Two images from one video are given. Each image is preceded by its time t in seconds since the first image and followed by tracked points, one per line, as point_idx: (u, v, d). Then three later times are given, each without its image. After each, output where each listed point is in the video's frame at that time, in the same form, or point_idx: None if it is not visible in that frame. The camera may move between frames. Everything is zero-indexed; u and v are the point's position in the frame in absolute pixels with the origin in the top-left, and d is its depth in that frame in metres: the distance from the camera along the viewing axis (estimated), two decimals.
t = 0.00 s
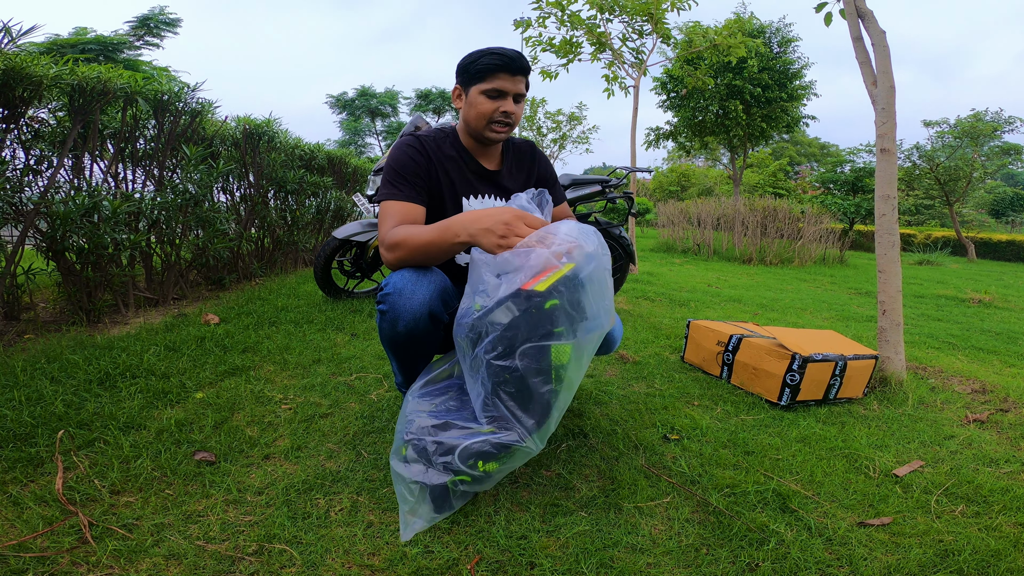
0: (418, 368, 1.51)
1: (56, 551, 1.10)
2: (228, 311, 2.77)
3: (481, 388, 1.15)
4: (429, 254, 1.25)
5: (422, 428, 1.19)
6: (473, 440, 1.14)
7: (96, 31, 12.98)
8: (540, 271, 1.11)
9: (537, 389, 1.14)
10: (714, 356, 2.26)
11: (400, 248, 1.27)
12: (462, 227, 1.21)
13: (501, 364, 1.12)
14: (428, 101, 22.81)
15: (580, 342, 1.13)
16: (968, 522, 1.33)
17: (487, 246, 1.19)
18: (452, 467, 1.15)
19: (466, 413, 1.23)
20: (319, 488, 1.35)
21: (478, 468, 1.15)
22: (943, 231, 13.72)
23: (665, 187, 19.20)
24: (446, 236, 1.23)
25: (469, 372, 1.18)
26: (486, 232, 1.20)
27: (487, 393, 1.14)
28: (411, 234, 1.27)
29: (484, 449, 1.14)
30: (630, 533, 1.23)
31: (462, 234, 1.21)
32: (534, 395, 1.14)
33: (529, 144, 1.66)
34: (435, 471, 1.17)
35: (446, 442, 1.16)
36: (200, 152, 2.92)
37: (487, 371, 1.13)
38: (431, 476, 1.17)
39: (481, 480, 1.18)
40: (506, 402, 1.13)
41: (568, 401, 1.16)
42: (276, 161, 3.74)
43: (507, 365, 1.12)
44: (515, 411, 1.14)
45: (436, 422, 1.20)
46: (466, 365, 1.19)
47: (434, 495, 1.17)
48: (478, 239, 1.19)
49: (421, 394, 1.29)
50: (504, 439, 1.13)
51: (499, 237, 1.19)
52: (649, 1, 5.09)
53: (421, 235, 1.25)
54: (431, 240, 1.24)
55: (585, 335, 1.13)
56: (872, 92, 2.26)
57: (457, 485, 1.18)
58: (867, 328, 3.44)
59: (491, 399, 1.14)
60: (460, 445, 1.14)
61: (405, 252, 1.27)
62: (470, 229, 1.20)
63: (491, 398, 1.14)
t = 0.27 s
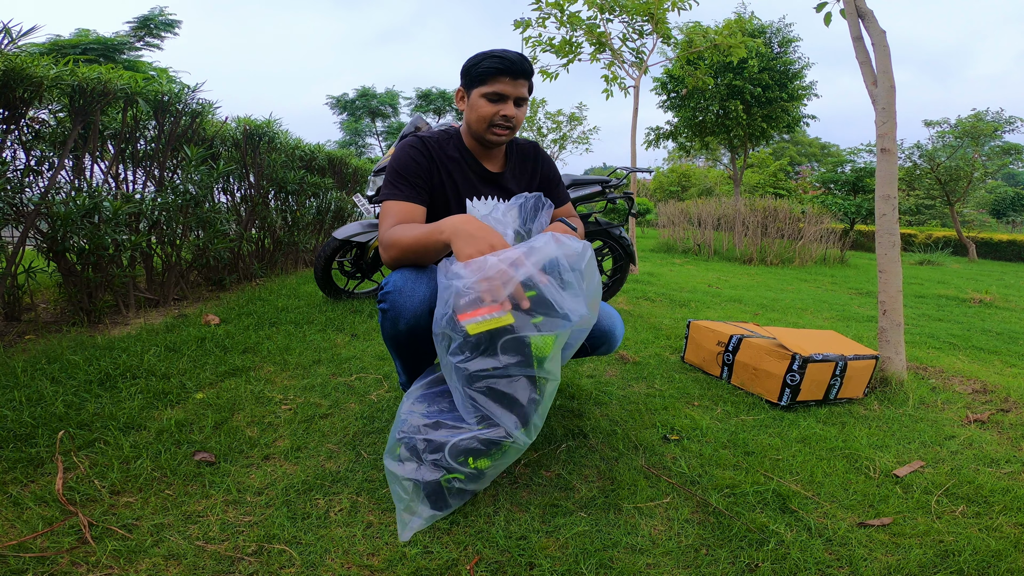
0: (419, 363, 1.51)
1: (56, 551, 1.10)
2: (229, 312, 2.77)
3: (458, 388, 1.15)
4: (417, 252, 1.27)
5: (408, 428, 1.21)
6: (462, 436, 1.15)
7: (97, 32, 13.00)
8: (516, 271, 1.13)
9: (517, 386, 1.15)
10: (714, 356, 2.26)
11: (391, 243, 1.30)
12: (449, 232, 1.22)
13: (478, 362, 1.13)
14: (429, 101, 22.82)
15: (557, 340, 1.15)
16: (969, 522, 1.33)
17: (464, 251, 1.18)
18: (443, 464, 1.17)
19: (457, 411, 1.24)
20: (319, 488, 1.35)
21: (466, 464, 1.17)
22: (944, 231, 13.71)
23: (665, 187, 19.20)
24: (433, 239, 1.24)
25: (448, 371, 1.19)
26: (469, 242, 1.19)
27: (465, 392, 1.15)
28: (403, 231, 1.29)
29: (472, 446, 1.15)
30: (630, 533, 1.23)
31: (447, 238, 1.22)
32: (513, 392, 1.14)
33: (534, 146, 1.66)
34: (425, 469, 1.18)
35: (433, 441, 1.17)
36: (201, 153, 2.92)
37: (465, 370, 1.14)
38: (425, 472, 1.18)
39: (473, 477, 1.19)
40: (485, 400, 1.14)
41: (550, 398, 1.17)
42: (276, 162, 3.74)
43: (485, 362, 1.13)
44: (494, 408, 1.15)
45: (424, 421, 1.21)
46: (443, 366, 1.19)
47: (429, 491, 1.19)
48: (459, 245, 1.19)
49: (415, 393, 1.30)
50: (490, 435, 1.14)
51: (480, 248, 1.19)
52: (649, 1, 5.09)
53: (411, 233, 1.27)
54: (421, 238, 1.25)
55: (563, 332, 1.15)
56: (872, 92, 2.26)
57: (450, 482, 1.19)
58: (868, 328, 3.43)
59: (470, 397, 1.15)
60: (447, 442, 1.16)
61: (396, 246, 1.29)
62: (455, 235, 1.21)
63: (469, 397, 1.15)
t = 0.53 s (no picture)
0: (422, 365, 1.51)
1: (59, 551, 1.10)
2: (230, 313, 2.78)
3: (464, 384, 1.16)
4: (423, 253, 1.27)
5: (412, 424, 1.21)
6: (465, 434, 1.15)
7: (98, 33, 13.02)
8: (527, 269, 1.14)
9: (523, 385, 1.15)
10: (715, 357, 2.26)
11: (395, 244, 1.30)
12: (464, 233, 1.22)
13: (485, 358, 1.13)
14: (429, 102, 22.83)
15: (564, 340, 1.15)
16: (969, 522, 1.33)
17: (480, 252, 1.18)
18: (445, 462, 1.17)
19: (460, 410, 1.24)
20: (320, 489, 1.35)
21: (468, 463, 1.17)
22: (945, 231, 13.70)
23: (666, 188, 19.20)
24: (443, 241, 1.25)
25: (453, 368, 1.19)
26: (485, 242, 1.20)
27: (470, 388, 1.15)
28: (408, 231, 1.29)
29: (475, 444, 1.15)
30: (630, 533, 1.23)
31: (461, 238, 1.23)
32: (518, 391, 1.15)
33: (534, 148, 1.67)
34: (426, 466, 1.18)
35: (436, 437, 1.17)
36: (202, 154, 2.93)
37: (472, 366, 1.14)
38: (426, 471, 1.18)
39: (475, 477, 1.19)
40: (490, 397, 1.15)
41: (553, 398, 1.17)
42: (277, 162, 3.75)
43: (491, 359, 1.13)
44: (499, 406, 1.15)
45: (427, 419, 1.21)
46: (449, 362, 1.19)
47: (430, 490, 1.19)
48: (473, 246, 1.19)
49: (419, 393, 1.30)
50: (494, 434, 1.14)
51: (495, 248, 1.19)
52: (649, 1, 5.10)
53: (418, 234, 1.27)
54: (428, 239, 1.26)
55: (570, 333, 1.16)
56: (872, 92, 2.26)
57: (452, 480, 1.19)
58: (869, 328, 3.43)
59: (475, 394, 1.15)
60: (451, 440, 1.16)
61: (400, 247, 1.29)
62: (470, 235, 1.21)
63: (475, 394, 1.15)
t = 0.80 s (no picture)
0: (424, 366, 1.54)
1: (62, 551, 1.11)
2: (231, 314, 2.79)
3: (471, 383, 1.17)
4: (431, 257, 1.27)
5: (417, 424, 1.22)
6: (468, 434, 1.16)
7: (99, 34, 13.05)
8: (535, 270, 1.16)
9: (528, 385, 1.16)
10: (714, 357, 2.27)
11: (401, 249, 1.29)
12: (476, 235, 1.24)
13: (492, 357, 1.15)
14: (429, 102, 22.84)
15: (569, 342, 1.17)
16: (965, 523, 1.34)
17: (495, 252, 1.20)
18: (447, 462, 1.18)
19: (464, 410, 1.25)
20: (321, 489, 1.36)
21: (470, 463, 1.18)
22: (945, 231, 13.70)
23: (666, 188, 19.21)
24: (452, 245, 1.25)
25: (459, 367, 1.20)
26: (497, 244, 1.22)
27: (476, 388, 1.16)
28: (414, 236, 1.29)
29: (478, 444, 1.16)
30: (628, 533, 1.24)
31: (472, 242, 1.24)
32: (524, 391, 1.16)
33: (526, 146, 1.68)
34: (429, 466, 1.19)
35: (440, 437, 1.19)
36: (203, 155, 2.94)
37: (479, 365, 1.15)
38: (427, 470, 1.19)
39: (476, 477, 1.21)
40: (496, 397, 1.16)
41: (557, 399, 1.18)
42: (278, 163, 3.76)
43: (498, 359, 1.14)
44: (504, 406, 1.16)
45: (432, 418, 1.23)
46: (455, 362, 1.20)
47: (432, 489, 1.20)
48: (486, 247, 1.20)
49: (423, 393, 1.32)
50: (497, 434, 1.15)
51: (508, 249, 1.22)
52: (650, 2, 5.10)
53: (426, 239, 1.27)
54: (437, 243, 1.26)
55: (575, 335, 1.18)
56: (871, 93, 2.27)
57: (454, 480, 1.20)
58: (869, 329, 3.44)
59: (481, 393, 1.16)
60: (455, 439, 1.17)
61: (406, 251, 1.28)
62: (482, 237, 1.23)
63: (481, 393, 1.16)
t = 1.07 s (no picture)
0: (427, 369, 1.54)
1: (66, 550, 1.12)
2: (233, 314, 2.80)
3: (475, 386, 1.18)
4: (434, 262, 1.27)
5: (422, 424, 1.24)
6: (470, 437, 1.18)
7: (100, 34, 13.06)
8: (540, 275, 1.17)
9: (531, 388, 1.17)
10: (713, 358, 2.28)
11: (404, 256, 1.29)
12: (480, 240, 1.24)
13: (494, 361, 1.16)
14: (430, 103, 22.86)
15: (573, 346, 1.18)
16: (962, 522, 1.35)
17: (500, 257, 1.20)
18: (450, 464, 1.20)
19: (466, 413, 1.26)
20: (322, 489, 1.37)
21: (473, 465, 1.19)
22: (946, 231, 13.70)
23: (666, 188, 19.21)
24: (456, 250, 1.25)
25: (463, 370, 1.22)
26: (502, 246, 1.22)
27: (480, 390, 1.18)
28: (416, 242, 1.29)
29: (480, 447, 1.17)
30: (627, 532, 1.25)
31: (478, 247, 1.23)
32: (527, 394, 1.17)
33: (522, 146, 1.68)
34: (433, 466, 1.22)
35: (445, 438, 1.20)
36: (204, 156, 2.95)
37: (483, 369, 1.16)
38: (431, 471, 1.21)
39: (477, 479, 1.22)
40: (500, 400, 1.17)
41: (559, 403, 1.19)
42: (279, 164, 3.77)
43: (501, 363, 1.15)
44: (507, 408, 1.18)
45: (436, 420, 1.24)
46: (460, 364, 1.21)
47: (434, 490, 1.22)
48: (491, 251, 1.20)
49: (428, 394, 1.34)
50: (498, 437, 1.16)
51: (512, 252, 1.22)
52: (650, 2, 5.11)
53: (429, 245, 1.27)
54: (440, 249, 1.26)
55: (579, 340, 1.18)
56: (870, 94, 2.27)
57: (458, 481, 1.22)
58: (868, 329, 3.45)
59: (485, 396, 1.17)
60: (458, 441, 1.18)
61: (408, 258, 1.28)
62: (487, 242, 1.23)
63: (484, 395, 1.17)
